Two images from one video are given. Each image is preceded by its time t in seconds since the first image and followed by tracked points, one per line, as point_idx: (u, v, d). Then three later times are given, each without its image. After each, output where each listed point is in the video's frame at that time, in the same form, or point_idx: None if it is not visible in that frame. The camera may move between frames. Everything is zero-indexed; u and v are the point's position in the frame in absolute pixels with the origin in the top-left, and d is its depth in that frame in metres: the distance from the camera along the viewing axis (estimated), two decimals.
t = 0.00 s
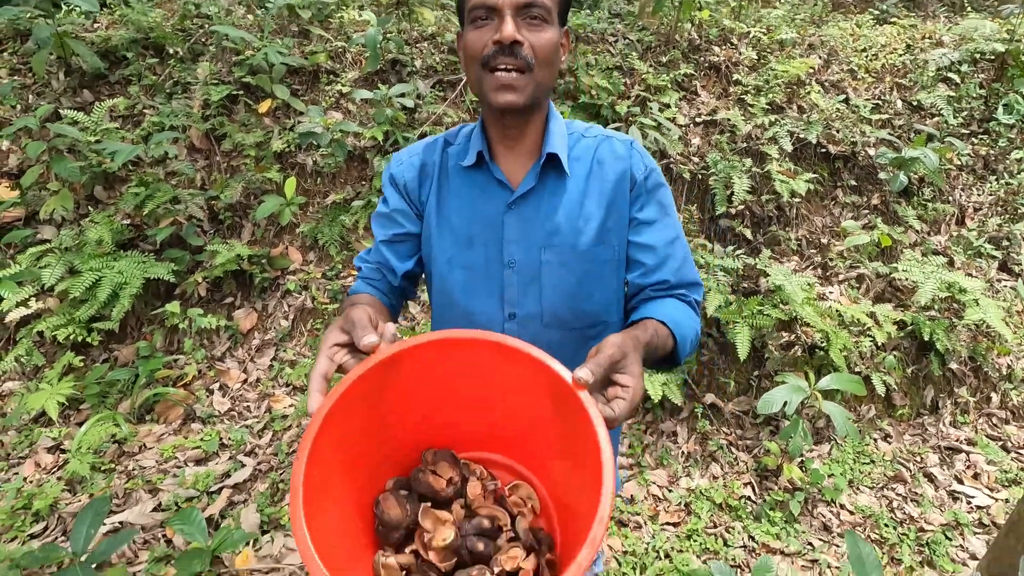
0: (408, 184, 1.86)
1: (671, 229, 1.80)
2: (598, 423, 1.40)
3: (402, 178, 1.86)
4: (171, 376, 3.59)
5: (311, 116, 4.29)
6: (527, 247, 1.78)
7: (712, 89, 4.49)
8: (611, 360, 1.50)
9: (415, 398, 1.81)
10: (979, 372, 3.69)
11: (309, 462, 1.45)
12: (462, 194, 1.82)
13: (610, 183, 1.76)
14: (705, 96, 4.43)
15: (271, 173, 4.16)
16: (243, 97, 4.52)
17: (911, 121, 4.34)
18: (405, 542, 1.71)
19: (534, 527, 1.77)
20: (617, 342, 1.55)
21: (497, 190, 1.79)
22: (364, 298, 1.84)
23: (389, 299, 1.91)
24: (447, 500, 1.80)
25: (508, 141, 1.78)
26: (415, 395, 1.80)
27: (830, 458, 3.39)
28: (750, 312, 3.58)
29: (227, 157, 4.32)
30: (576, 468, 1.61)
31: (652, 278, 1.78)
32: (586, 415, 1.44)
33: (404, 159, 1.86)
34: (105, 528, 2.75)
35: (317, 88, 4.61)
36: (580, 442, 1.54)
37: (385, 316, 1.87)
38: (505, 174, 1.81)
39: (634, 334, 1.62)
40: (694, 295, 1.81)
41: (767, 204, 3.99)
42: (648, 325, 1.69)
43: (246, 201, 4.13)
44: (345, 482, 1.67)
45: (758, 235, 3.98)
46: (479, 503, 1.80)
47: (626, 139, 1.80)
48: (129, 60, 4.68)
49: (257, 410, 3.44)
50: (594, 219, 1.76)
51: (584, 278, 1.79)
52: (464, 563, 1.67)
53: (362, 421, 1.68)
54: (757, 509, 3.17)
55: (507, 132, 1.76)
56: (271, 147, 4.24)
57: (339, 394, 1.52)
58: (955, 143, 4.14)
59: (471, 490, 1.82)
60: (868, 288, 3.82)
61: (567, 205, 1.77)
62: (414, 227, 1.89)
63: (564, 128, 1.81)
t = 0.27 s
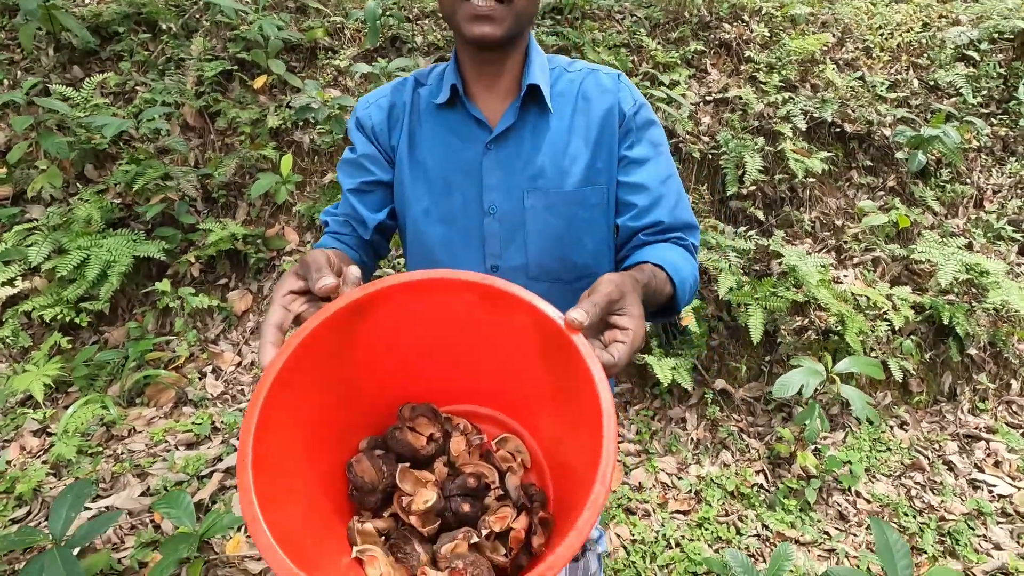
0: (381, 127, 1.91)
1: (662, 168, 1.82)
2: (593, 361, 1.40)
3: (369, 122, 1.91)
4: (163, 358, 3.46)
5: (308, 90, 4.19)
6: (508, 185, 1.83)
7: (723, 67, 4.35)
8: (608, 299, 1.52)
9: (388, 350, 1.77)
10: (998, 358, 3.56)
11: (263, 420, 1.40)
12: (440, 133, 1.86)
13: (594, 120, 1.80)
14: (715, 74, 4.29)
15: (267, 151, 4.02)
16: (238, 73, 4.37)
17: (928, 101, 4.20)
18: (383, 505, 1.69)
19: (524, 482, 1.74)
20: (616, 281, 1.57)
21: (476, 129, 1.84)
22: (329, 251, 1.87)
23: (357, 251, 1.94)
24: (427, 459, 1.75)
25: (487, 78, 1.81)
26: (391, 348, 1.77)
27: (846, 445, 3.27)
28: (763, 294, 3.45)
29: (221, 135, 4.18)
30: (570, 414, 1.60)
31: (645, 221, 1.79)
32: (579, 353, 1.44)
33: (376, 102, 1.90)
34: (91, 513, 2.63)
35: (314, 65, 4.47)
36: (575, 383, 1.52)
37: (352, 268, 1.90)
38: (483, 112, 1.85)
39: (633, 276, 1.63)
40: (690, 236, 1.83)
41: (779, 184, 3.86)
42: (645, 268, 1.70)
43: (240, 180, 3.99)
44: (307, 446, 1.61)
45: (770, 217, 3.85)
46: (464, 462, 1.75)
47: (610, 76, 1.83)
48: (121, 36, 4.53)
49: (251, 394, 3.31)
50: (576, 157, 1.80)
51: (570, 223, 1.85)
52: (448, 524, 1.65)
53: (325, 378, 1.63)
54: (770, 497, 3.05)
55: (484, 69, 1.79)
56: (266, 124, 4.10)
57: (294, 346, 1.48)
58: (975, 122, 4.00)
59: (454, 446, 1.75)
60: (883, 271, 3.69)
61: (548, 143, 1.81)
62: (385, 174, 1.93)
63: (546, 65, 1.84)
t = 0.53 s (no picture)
0: (352, 97, 1.79)
1: (660, 131, 1.73)
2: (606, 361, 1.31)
3: (340, 90, 1.79)
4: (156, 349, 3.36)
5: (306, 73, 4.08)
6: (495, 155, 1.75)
7: (732, 51, 4.22)
8: (620, 287, 1.44)
9: (381, 348, 1.67)
10: (1016, 351, 3.46)
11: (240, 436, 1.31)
12: (420, 101, 1.77)
13: (586, 82, 1.72)
14: (725, 58, 4.16)
15: (262, 135, 3.90)
16: (233, 56, 4.24)
17: (944, 86, 4.07)
18: (378, 517, 1.60)
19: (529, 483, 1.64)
20: (621, 263, 1.49)
21: (458, 95, 1.75)
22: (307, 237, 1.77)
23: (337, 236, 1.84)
24: (424, 465, 1.64)
25: (467, 41, 1.72)
26: (382, 346, 1.67)
27: (859, 440, 3.17)
28: (775, 283, 3.36)
29: (216, 120, 4.06)
30: (576, 415, 1.51)
31: (643, 190, 1.71)
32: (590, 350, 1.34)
33: (346, 69, 1.79)
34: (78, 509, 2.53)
35: (312, 48, 4.34)
36: (583, 385, 1.43)
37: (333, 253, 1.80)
38: (465, 78, 1.76)
39: (639, 255, 1.55)
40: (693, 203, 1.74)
41: (791, 171, 3.74)
42: (647, 242, 1.63)
43: (235, 166, 3.88)
44: (294, 454, 1.53)
45: (781, 205, 3.73)
46: (463, 465, 1.66)
47: (602, 34, 1.74)
48: (112, 18, 4.40)
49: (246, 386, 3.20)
50: (568, 123, 1.73)
51: (564, 193, 1.77)
52: (450, 535, 1.55)
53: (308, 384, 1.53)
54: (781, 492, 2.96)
55: (464, 32, 1.70)
56: (262, 108, 3.99)
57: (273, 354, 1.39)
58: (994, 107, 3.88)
59: (451, 449, 1.66)
60: (898, 261, 3.58)
61: (537, 108, 1.73)
62: (360, 147, 1.83)
63: (533, 24, 1.76)
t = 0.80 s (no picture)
0: (334, 40, 1.64)
1: (681, 66, 1.65)
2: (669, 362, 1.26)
3: (319, 33, 1.63)
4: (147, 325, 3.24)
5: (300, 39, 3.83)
6: (505, 96, 1.63)
7: (748, 16, 4.03)
8: (674, 269, 1.40)
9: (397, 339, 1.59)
10: None
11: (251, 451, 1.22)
12: (414, 40, 1.61)
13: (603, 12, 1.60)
14: (740, 24, 3.97)
15: (256, 104, 3.74)
16: (225, 21, 4.05)
17: (970, 54, 3.88)
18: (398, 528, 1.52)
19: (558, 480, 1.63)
20: (668, 236, 1.45)
21: (457, 32, 1.60)
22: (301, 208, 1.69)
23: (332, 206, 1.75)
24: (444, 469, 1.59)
25: None
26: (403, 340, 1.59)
27: (876, 422, 3.05)
28: (791, 259, 3.21)
29: (208, 88, 3.89)
30: (619, 411, 1.48)
31: (669, 136, 1.63)
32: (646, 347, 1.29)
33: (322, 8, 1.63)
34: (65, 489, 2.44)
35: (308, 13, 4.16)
36: (632, 382, 1.38)
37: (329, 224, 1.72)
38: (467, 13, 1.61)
39: (682, 223, 1.51)
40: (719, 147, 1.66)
41: (809, 143, 3.58)
42: (683, 203, 1.57)
43: (228, 136, 3.73)
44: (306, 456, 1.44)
45: (797, 178, 3.57)
46: (487, 466, 1.61)
47: None
48: None
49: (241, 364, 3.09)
50: (586, 61, 1.62)
51: (578, 140, 1.68)
52: (478, 543, 1.50)
53: (321, 385, 1.44)
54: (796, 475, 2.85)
55: None
56: (256, 76, 3.83)
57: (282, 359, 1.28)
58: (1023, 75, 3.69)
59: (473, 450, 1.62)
60: (919, 237, 3.44)
61: (550, 43, 1.61)
62: (346, 101, 1.71)
63: None
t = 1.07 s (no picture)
0: None
1: None
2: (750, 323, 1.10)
3: None
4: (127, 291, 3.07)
5: None
6: None
7: None
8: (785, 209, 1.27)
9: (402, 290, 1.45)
10: None
11: (173, 425, 1.03)
12: None
13: None
14: None
15: (242, 57, 3.52)
16: None
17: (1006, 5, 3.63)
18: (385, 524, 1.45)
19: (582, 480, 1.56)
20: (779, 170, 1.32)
21: None
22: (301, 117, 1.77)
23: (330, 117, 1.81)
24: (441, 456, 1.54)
25: None
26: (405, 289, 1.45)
27: (896, 396, 2.87)
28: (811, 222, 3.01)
29: (191, 41, 3.67)
30: (670, 387, 1.34)
31: (762, 50, 1.56)
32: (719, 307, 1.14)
33: None
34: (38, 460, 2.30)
35: None
36: (693, 350, 1.23)
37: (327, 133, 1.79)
38: None
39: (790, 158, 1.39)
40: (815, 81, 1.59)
41: (831, 100, 3.36)
42: (780, 132, 1.48)
43: (213, 92, 3.51)
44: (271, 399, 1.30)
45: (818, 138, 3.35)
46: (495, 454, 1.55)
47: None
48: None
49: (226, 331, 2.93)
50: None
51: (638, 43, 1.58)
52: (480, 546, 1.44)
53: (294, 327, 1.29)
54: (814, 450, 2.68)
55: None
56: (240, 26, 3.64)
57: (219, 314, 1.10)
58: None
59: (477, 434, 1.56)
60: (946, 201, 3.24)
61: None
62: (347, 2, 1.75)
63: None
